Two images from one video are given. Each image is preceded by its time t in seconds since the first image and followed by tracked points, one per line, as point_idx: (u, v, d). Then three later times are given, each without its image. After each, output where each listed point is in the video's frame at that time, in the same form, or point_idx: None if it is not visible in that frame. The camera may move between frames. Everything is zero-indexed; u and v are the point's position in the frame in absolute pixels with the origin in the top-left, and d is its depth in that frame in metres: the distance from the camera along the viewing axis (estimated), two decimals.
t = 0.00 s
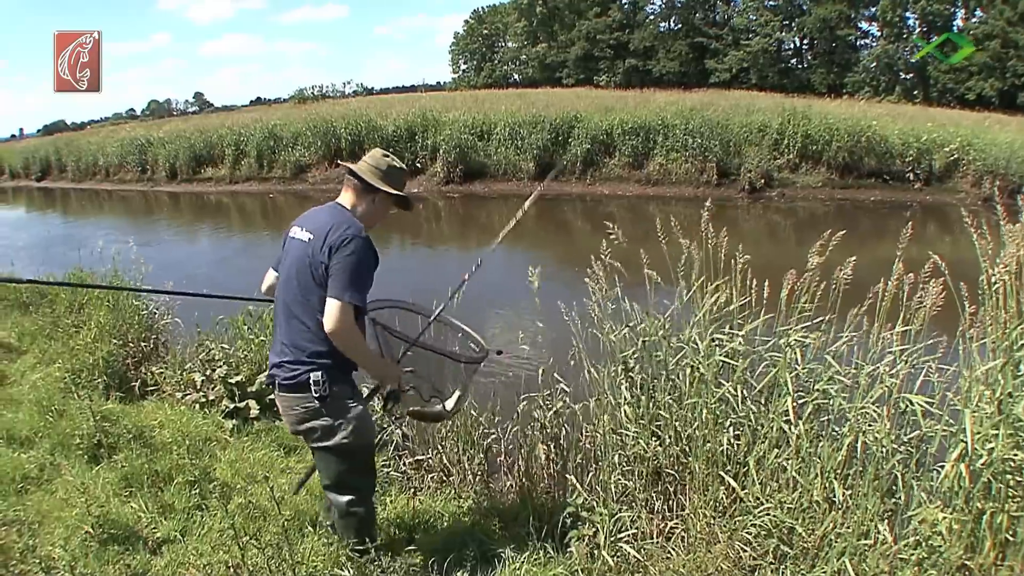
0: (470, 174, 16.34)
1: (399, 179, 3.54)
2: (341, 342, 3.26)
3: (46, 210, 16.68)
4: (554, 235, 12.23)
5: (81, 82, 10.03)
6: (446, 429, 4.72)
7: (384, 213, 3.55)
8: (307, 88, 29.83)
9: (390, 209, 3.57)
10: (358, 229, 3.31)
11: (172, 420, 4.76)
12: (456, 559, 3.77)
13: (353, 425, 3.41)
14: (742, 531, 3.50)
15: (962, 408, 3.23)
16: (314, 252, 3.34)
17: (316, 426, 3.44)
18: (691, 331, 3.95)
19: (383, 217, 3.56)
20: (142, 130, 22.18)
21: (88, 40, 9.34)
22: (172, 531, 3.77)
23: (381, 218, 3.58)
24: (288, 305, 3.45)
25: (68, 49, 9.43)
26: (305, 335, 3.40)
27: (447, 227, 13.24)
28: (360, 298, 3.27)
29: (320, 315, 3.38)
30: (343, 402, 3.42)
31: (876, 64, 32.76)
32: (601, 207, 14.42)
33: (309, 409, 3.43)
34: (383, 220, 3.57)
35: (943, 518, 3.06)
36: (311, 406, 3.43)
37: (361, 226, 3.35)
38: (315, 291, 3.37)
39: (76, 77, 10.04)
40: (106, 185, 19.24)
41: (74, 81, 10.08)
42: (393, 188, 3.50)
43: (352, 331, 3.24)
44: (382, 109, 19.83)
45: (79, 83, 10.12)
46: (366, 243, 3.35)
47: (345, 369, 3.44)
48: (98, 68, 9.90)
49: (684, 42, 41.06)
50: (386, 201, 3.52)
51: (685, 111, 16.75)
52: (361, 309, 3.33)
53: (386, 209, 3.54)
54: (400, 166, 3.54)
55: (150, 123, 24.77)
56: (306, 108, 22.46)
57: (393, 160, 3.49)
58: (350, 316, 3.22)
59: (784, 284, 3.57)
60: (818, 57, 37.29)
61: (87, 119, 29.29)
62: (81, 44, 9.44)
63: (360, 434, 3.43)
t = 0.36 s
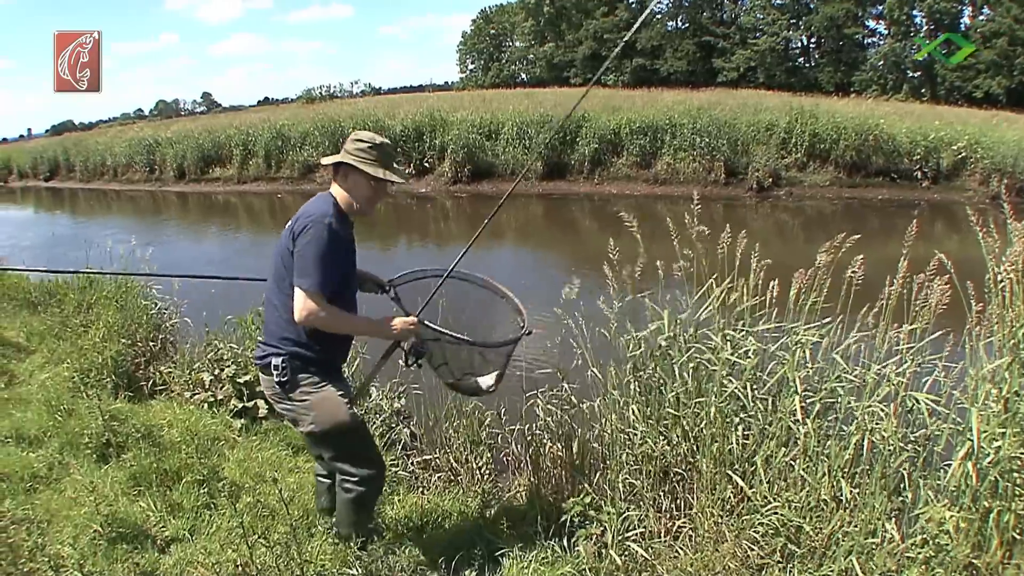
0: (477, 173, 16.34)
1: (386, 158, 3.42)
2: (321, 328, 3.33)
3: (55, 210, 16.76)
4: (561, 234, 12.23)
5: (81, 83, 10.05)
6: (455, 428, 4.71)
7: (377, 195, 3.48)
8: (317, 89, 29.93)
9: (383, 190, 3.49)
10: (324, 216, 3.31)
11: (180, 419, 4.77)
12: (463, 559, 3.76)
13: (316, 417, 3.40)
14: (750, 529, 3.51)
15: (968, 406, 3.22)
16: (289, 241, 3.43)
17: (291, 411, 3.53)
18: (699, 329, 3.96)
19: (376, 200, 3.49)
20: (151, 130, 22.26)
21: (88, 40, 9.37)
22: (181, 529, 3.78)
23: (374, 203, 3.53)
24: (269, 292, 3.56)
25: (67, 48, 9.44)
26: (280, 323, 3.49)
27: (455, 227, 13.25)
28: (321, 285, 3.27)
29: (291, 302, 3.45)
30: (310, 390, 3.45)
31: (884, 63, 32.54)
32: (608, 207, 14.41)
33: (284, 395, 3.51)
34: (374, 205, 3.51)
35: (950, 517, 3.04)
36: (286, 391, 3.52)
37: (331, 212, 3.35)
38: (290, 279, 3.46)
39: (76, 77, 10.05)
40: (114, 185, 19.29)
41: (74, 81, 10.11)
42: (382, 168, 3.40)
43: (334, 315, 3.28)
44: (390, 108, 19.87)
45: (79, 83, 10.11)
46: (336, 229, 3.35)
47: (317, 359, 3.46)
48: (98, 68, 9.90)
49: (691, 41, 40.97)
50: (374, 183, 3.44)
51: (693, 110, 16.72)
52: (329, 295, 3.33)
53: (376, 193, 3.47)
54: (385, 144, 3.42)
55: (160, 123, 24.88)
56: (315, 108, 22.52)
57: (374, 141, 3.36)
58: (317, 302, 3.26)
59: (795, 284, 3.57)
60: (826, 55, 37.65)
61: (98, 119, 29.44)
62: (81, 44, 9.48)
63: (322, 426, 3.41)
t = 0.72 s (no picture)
0: (489, 177, 16.36)
1: (376, 156, 3.25)
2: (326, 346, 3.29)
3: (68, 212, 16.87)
4: (573, 238, 12.24)
5: (82, 83, 10.21)
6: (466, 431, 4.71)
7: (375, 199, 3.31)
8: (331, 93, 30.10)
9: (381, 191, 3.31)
10: (312, 235, 3.19)
11: (192, 421, 4.79)
12: (473, 563, 3.63)
13: (304, 435, 3.36)
14: (761, 533, 3.49)
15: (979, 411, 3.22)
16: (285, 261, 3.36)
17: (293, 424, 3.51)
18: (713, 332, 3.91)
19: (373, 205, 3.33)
20: (164, 133, 22.40)
21: (87, 41, 9.47)
22: (193, 530, 3.79)
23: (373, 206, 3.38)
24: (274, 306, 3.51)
25: (64, 50, 9.57)
26: (283, 339, 3.44)
27: (467, 231, 13.29)
28: (318, 306, 3.20)
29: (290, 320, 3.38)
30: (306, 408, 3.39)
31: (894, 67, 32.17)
32: (620, 211, 14.41)
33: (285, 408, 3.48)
34: (371, 211, 3.35)
35: (959, 521, 3.01)
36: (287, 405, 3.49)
37: (321, 229, 3.22)
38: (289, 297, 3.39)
39: (76, 77, 10.21)
40: (126, 188, 19.43)
41: (74, 80, 10.25)
42: (374, 169, 3.23)
43: (342, 329, 3.21)
44: (402, 112, 19.96)
45: (79, 83, 10.26)
46: (327, 246, 3.23)
47: (320, 375, 3.37)
48: (97, 68, 10.01)
49: (702, 45, 40.78)
50: (369, 187, 3.28)
51: (704, 114, 16.70)
52: (331, 311, 3.24)
53: (371, 198, 3.31)
54: (373, 141, 3.25)
55: (174, 125, 25.04)
56: (327, 111, 22.62)
57: (358, 141, 3.21)
58: (317, 323, 3.19)
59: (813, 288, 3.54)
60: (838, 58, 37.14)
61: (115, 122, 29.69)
62: (81, 44, 9.56)
63: (310, 446, 3.36)
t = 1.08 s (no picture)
0: (509, 187, 16.41)
1: (378, 158, 3.26)
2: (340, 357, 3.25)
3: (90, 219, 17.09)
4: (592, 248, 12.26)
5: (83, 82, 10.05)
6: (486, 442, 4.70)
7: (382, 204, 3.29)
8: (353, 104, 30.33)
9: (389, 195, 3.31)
10: (317, 248, 3.18)
11: (212, 428, 4.82)
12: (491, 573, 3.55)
13: (320, 449, 3.35)
14: (780, 544, 3.49)
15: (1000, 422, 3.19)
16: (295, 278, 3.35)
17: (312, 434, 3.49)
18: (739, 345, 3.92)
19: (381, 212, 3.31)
20: (184, 141, 22.59)
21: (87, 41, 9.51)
22: (212, 537, 3.80)
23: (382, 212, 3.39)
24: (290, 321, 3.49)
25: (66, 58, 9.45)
26: (299, 352, 3.42)
27: (485, 240, 13.35)
28: (330, 319, 3.17)
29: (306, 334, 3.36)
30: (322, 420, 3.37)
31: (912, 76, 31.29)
32: (639, 221, 14.40)
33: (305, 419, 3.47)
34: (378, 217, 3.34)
35: (978, 532, 3.02)
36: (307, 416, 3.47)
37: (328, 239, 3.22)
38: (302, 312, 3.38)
39: (76, 77, 10.22)
40: (147, 196, 19.66)
41: (75, 81, 10.25)
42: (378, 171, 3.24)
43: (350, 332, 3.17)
44: (422, 123, 20.05)
45: (78, 83, 10.29)
46: (333, 256, 3.21)
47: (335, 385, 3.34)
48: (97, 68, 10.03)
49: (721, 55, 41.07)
50: (375, 191, 3.29)
51: (723, 124, 16.69)
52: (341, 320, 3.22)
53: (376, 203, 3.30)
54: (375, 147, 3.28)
55: (196, 134, 25.24)
56: (348, 121, 22.73)
57: (359, 147, 3.24)
58: (329, 335, 3.16)
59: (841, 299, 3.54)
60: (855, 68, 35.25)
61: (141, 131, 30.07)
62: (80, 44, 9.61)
63: (326, 459, 3.36)
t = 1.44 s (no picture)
0: (522, 196, 16.44)
1: (374, 160, 3.20)
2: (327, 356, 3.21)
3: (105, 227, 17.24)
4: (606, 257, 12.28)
5: (78, 85, 8.49)
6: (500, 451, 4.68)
7: (382, 208, 3.22)
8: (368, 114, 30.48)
9: (389, 200, 3.22)
10: (311, 250, 3.22)
11: (226, 437, 4.84)
12: None
13: (321, 449, 3.33)
14: (793, 553, 3.46)
15: (1013, 430, 3.18)
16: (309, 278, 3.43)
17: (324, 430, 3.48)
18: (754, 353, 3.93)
19: (383, 218, 3.25)
20: (198, 150, 22.77)
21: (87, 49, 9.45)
22: (226, 545, 3.79)
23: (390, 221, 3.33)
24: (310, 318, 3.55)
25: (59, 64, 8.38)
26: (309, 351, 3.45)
27: (499, 249, 13.40)
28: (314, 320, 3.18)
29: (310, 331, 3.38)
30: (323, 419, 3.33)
31: (925, 84, 30.74)
32: (653, 230, 14.40)
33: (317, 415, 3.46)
34: (382, 225, 3.28)
35: (993, 542, 2.96)
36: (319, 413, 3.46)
37: (332, 242, 3.23)
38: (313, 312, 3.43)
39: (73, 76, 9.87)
40: (161, 205, 19.82)
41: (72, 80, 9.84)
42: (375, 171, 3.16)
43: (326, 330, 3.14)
44: (435, 132, 20.12)
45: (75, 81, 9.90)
46: (326, 260, 3.21)
47: (334, 387, 3.31)
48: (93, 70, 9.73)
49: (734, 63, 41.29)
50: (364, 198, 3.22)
51: (736, 133, 16.68)
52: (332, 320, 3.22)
53: (377, 208, 3.21)
54: (373, 152, 3.24)
55: (210, 143, 25.42)
56: (361, 130, 22.84)
57: (357, 154, 3.24)
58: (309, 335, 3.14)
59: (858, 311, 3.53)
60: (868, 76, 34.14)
61: (159, 140, 30.36)
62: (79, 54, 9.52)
63: (326, 458, 3.32)
